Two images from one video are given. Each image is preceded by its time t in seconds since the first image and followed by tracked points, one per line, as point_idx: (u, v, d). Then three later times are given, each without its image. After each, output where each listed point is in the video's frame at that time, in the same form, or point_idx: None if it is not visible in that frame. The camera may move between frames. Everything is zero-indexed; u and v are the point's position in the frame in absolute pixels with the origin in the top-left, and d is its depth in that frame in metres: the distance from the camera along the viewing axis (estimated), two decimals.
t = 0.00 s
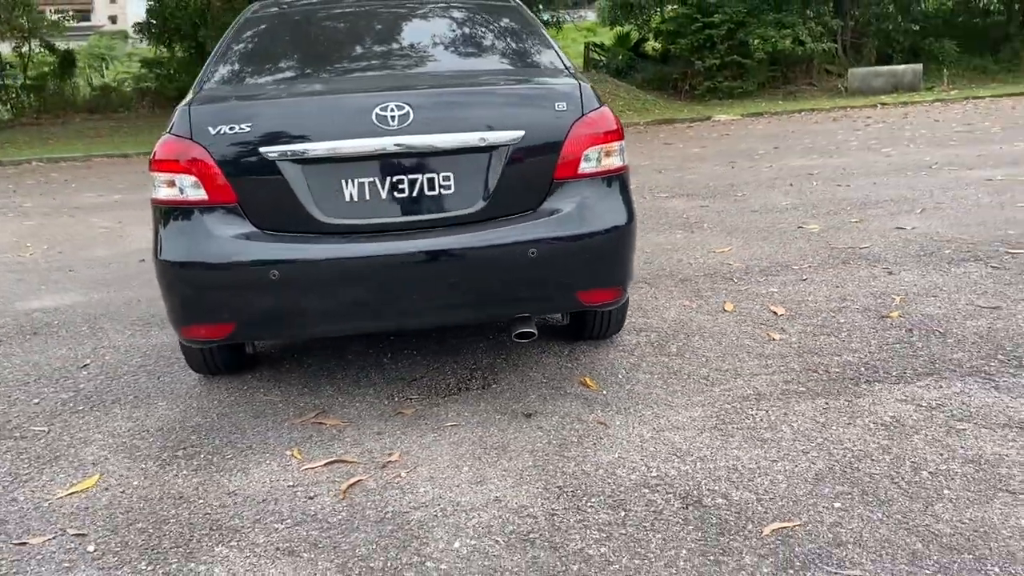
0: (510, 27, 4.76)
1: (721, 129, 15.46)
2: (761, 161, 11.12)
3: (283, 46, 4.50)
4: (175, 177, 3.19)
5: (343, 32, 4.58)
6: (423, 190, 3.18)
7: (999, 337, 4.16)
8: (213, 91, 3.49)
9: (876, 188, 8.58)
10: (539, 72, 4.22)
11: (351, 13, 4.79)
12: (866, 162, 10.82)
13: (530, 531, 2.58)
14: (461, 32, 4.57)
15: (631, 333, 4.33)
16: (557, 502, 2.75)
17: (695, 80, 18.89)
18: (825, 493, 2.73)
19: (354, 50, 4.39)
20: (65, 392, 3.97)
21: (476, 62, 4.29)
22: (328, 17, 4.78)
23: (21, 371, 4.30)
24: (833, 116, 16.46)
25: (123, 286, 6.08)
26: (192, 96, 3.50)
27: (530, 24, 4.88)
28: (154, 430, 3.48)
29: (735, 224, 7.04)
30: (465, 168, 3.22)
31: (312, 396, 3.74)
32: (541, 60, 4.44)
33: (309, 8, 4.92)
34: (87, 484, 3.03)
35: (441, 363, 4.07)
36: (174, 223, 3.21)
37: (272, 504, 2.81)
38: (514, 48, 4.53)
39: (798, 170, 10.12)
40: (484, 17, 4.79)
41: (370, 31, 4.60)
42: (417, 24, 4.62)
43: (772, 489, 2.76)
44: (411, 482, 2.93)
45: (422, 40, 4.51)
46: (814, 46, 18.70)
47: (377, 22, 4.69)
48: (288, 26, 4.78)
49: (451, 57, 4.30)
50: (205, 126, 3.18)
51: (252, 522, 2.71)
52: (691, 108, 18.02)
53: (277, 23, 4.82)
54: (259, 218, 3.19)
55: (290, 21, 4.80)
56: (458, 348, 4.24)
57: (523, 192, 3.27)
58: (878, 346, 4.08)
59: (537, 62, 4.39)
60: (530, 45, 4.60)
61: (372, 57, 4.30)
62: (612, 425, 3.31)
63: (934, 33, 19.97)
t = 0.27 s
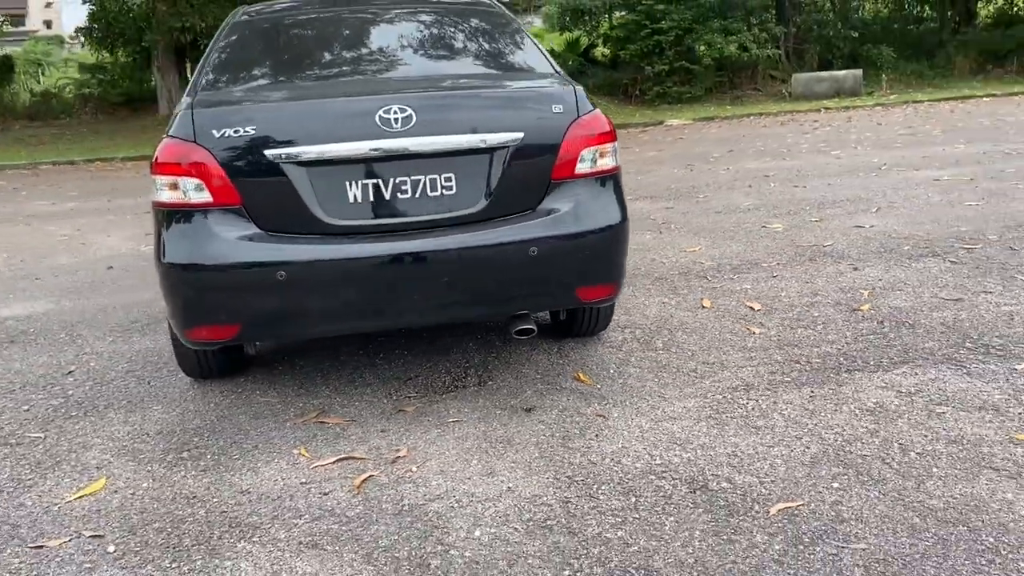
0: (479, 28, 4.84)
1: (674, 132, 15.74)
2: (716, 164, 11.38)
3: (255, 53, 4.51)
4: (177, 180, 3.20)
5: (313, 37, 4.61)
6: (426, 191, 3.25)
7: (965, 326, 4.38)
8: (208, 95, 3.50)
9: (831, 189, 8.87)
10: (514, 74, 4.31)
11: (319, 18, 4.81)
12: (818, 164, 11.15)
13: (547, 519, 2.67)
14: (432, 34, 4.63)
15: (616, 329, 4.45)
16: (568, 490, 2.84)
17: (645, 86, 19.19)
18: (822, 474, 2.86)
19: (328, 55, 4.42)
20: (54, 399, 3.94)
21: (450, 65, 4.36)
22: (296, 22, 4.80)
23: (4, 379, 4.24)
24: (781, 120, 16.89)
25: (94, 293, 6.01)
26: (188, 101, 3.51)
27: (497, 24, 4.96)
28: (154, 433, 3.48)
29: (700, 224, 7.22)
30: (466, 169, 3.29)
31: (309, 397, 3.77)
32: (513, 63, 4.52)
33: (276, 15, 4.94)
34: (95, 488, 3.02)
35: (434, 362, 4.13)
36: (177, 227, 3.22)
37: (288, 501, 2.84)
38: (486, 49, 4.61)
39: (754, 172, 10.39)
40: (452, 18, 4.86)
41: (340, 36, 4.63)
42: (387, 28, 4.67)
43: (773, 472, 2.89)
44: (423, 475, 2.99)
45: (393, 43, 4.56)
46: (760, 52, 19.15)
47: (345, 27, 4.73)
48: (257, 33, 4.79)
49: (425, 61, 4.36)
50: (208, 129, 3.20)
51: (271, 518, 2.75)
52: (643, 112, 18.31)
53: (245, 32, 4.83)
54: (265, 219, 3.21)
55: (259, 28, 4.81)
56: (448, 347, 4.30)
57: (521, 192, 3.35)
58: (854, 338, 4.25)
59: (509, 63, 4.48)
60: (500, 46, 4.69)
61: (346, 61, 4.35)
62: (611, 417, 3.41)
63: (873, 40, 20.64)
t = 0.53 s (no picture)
0: (452, 30, 4.89)
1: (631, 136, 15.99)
2: (677, 166, 11.63)
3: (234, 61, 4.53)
4: (191, 182, 3.25)
5: (288, 42, 4.62)
6: (437, 190, 3.35)
7: (937, 315, 4.61)
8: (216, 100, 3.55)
9: (791, 189, 9.15)
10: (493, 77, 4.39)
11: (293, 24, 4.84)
12: (775, 165, 11.46)
13: (571, 502, 2.78)
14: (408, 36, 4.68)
15: (608, 325, 4.59)
16: (587, 475, 2.95)
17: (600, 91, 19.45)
18: (825, 453, 3.03)
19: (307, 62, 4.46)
20: (55, 404, 3.93)
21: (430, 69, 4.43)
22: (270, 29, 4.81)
23: None
24: (734, 124, 17.28)
25: (71, 301, 5.95)
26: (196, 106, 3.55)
27: (470, 24, 5.02)
28: (166, 434, 3.50)
29: (671, 224, 7.40)
30: (473, 169, 3.40)
31: (316, 395, 3.83)
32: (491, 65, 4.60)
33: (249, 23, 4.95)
34: (116, 487, 3.04)
35: (434, 360, 4.21)
36: (191, 228, 3.26)
37: (315, 493, 2.91)
38: (462, 50, 4.68)
39: (715, 173, 10.64)
40: (425, 20, 4.91)
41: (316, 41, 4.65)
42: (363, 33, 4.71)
43: (779, 453, 3.05)
44: (443, 466, 3.08)
45: (370, 47, 4.60)
46: (709, 58, 19.57)
47: (320, 32, 4.76)
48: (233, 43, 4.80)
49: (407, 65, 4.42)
50: (223, 132, 3.25)
51: (301, 510, 2.81)
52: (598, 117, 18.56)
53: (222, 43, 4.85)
54: (279, 220, 3.27)
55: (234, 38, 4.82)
56: (446, 345, 4.39)
57: (526, 192, 3.46)
58: (835, 328, 4.45)
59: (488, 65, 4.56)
60: (476, 47, 4.75)
61: (326, 67, 4.39)
62: (616, 407, 3.54)
63: (818, 45, 21.21)
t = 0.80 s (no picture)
0: (426, 27, 4.84)
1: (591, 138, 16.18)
2: (640, 167, 11.82)
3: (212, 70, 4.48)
4: (200, 184, 3.27)
5: (261, 47, 4.56)
6: (445, 191, 3.41)
7: (912, 306, 4.81)
8: (221, 105, 3.58)
9: (755, 188, 9.39)
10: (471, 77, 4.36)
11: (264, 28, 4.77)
12: (736, 165, 11.72)
13: (591, 489, 2.87)
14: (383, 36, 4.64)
15: (598, 321, 4.70)
16: (602, 463, 3.05)
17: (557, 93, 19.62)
18: (826, 438, 3.16)
19: (284, 65, 4.40)
20: (54, 410, 3.90)
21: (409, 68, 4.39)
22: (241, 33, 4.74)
23: None
24: (691, 125, 17.59)
25: (49, 309, 5.86)
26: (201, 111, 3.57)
27: (445, 20, 4.98)
28: (174, 436, 3.51)
29: (644, 224, 7.56)
30: (479, 170, 3.47)
31: (320, 395, 3.86)
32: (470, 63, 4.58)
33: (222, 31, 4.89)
34: (134, 489, 3.05)
35: (432, 359, 4.27)
36: (201, 230, 3.28)
37: (337, 489, 2.96)
38: (438, 49, 4.64)
39: (679, 174, 10.85)
40: (398, 20, 4.86)
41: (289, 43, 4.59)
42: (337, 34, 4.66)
43: (782, 438, 3.18)
44: (459, 460, 3.15)
45: (342, 49, 4.54)
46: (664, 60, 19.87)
47: (291, 35, 4.69)
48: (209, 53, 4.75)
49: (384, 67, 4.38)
50: (234, 135, 3.28)
51: (326, 505, 2.85)
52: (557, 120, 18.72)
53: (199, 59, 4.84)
54: (291, 222, 3.30)
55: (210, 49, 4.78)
56: (442, 344, 4.46)
57: (530, 192, 3.54)
58: (817, 320, 4.62)
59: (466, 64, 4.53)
60: (451, 44, 4.71)
61: (302, 72, 4.33)
62: (620, 399, 3.65)
63: (769, 47, 21.65)
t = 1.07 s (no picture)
0: (404, 25, 4.76)
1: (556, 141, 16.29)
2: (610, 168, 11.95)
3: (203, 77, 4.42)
4: (216, 185, 3.26)
5: (239, 51, 4.46)
6: (459, 189, 3.46)
7: (897, 298, 4.97)
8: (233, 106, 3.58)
9: (726, 187, 9.56)
10: (453, 76, 4.29)
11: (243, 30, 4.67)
12: (703, 165, 11.91)
13: (618, 479, 2.92)
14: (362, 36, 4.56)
15: (596, 317, 4.78)
16: (625, 454, 3.11)
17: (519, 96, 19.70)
18: (838, 423, 3.26)
19: (267, 66, 4.31)
20: (57, 417, 3.85)
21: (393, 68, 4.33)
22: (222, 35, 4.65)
23: None
24: (653, 127, 17.81)
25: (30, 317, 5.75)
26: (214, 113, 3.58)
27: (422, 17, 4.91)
28: (188, 439, 3.49)
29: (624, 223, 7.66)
30: (491, 168, 3.52)
31: (330, 395, 3.87)
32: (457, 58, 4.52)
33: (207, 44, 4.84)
34: (157, 493, 3.02)
35: (436, 358, 4.30)
36: (218, 231, 3.28)
37: (365, 486, 2.98)
38: (417, 45, 4.56)
39: (650, 174, 11.00)
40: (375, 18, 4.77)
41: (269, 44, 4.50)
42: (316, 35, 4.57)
43: (796, 425, 3.27)
44: (482, 454, 3.18)
45: (320, 49, 4.45)
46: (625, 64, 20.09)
47: (270, 38, 4.59)
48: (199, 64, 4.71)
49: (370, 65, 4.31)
50: (250, 135, 3.28)
51: (356, 502, 2.87)
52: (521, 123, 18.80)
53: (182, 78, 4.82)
54: (307, 221, 3.32)
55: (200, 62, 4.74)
56: (444, 342, 4.49)
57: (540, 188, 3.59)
58: (809, 312, 4.75)
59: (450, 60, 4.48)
60: (430, 39, 4.63)
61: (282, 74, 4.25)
62: (630, 391, 3.72)
63: (727, 49, 22.00)
